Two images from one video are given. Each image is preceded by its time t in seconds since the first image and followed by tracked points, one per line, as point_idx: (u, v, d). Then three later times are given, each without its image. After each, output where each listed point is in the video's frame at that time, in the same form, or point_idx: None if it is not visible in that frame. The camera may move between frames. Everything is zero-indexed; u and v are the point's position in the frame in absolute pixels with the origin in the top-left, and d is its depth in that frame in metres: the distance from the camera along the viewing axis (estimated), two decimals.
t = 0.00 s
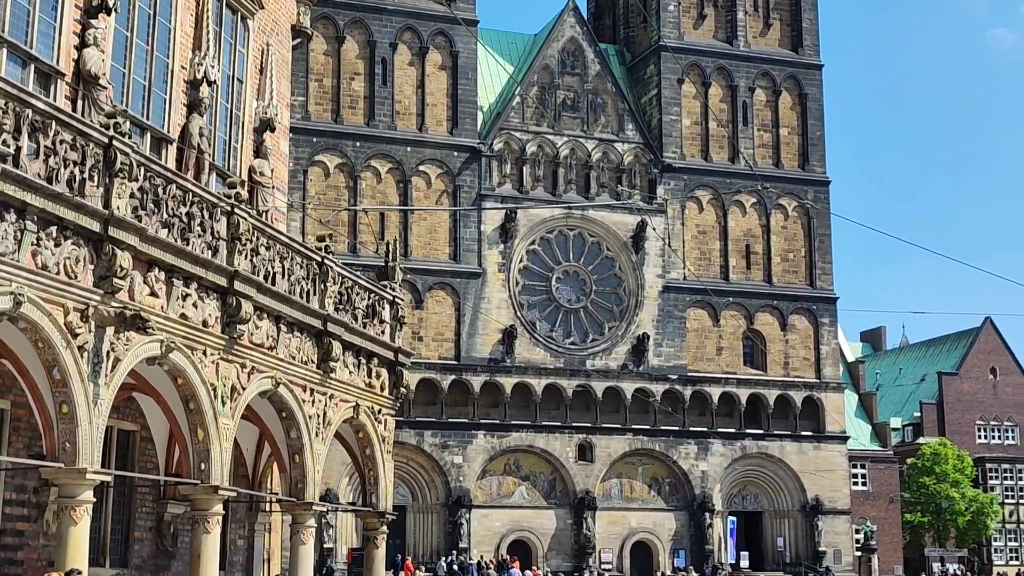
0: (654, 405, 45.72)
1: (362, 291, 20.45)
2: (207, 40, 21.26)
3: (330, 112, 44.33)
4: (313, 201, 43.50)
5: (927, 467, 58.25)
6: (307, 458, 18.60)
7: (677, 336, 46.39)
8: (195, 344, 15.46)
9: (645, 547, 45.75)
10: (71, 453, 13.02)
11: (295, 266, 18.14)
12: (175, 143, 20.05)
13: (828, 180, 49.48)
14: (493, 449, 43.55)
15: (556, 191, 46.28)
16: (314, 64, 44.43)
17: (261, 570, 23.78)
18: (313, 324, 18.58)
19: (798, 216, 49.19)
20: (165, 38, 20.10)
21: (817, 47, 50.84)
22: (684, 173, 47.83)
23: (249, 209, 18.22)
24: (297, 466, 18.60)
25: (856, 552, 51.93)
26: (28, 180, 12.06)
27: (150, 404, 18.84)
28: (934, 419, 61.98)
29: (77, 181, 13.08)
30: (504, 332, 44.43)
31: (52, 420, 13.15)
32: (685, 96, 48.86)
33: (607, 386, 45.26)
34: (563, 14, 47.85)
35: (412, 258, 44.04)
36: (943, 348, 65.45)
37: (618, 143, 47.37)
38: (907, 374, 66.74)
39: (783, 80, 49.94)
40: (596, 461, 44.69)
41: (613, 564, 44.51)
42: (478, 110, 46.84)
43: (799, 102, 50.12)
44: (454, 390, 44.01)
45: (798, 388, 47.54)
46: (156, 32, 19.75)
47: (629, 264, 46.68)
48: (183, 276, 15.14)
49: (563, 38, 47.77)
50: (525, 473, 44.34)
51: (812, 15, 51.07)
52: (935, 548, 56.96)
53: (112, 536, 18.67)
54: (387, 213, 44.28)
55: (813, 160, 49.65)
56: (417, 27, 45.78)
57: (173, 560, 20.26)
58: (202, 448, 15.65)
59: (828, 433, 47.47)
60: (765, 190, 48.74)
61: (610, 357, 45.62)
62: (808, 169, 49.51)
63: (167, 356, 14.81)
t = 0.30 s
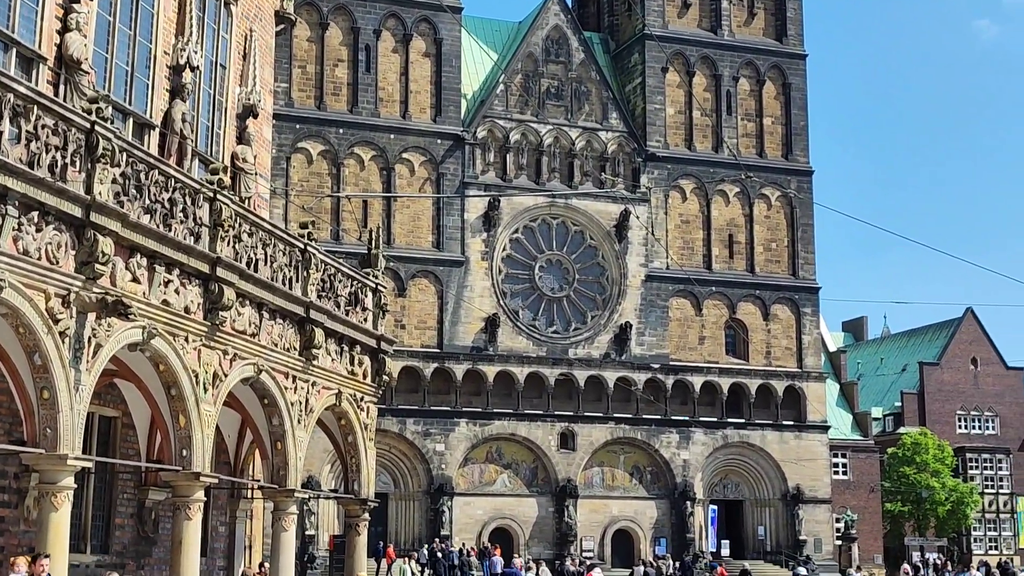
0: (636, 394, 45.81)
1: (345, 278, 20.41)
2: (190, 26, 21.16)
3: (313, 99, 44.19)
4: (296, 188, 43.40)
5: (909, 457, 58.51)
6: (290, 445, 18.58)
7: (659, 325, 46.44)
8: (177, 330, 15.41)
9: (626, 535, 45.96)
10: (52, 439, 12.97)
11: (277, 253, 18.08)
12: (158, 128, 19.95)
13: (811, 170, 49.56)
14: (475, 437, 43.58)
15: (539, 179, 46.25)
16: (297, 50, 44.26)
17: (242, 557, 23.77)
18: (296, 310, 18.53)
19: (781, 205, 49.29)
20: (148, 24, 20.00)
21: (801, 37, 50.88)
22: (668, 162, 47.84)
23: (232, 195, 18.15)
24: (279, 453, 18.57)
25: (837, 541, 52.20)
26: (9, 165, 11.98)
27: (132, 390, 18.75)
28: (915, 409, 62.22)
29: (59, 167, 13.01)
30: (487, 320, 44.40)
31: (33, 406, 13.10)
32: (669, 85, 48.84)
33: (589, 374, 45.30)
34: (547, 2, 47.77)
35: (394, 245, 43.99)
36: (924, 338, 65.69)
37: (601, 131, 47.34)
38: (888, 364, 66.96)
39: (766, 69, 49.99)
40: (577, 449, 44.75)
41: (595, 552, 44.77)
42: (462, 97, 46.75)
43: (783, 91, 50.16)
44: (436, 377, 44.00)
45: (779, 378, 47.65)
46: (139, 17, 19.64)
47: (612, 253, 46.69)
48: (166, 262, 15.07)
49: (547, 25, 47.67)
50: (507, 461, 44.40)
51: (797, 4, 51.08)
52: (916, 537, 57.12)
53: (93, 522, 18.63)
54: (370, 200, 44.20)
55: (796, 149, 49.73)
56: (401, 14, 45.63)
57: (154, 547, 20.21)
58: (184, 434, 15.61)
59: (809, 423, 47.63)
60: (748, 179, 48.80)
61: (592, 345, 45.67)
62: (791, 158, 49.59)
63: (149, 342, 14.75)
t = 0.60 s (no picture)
0: (622, 388, 45.89)
1: (331, 271, 20.40)
2: (178, 17, 21.09)
3: (300, 91, 44.12)
4: (283, 180, 43.35)
5: (892, 452, 58.66)
6: (275, 437, 18.54)
7: (646, 320, 46.48)
8: (163, 322, 15.39)
9: (611, 528, 46.05)
10: (37, 431, 12.95)
11: (263, 245, 18.06)
12: (144, 120, 19.90)
13: (798, 165, 49.64)
14: (460, 430, 43.60)
15: (526, 172, 46.26)
16: (284, 42, 44.18)
17: (227, 549, 23.75)
18: (282, 303, 18.50)
19: (768, 200, 49.37)
20: (136, 15, 19.93)
21: (788, 32, 50.94)
22: (655, 157, 47.86)
23: (218, 187, 18.11)
24: (264, 445, 18.55)
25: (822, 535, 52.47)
26: None
27: (117, 382, 18.70)
28: (900, 404, 62.41)
29: (45, 157, 12.98)
30: (474, 313, 44.39)
31: (17, 397, 13.06)
32: (657, 80, 48.85)
33: (575, 368, 45.34)
34: None
35: (381, 238, 43.96)
36: (909, 334, 65.89)
37: (589, 125, 47.33)
38: (873, 359, 67.15)
39: (753, 64, 50.06)
40: (563, 443, 44.80)
41: (580, 546, 44.62)
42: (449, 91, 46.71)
43: (770, 86, 50.24)
44: (422, 370, 44.00)
45: (765, 372, 47.77)
46: (126, 7, 19.58)
47: (599, 247, 46.72)
48: (151, 254, 15.05)
49: (535, 19, 47.64)
50: (492, 454, 44.44)
51: None
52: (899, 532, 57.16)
53: (78, 514, 18.60)
54: (357, 192, 44.14)
55: (782, 145, 49.81)
56: (388, 7, 45.56)
57: (139, 539, 20.18)
58: (169, 427, 15.58)
59: (794, 417, 47.75)
60: (735, 174, 48.86)
61: (578, 339, 45.71)
62: (777, 154, 49.66)
63: (134, 334, 14.72)
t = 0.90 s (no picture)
0: (612, 387, 45.90)
1: (321, 269, 20.38)
2: (169, 14, 21.04)
3: (291, 88, 44.08)
4: (274, 177, 43.32)
5: (881, 452, 58.74)
6: (265, 435, 18.50)
7: (636, 319, 46.51)
8: (153, 319, 15.37)
9: (601, 527, 46.06)
10: (26, 428, 12.92)
11: (254, 242, 18.04)
12: (135, 117, 19.86)
13: (788, 165, 49.70)
14: (450, 429, 43.59)
15: (517, 171, 46.26)
16: (276, 39, 44.13)
17: (216, 547, 23.73)
18: (272, 301, 18.48)
19: (758, 200, 49.43)
20: (126, 11, 19.89)
21: (779, 32, 51.02)
22: (646, 156, 47.88)
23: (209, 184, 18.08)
24: (254, 443, 18.52)
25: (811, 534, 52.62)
26: None
27: (107, 378, 18.66)
28: (889, 405, 62.52)
29: (35, 153, 12.94)
30: (464, 312, 44.38)
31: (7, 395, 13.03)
32: (648, 79, 48.88)
33: (565, 367, 45.33)
34: None
35: (372, 236, 43.90)
36: (899, 334, 66.01)
37: (580, 125, 47.35)
38: (862, 360, 67.26)
39: (744, 65, 50.13)
40: (553, 442, 44.82)
41: (569, 545, 44.73)
42: (441, 89, 46.68)
43: (761, 87, 50.31)
44: (413, 368, 43.98)
45: (755, 372, 47.81)
46: (117, 4, 19.54)
47: (589, 246, 46.74)
48: (142, 251, 15.01)
49: (527, 18, 47.64)
50: (482, 453, 44.40)
51: None
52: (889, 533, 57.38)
53: (67, 511, 18.58)
54: (348, 190, 44.10)
55: (773, 145, 49.87)
56: (380, 4, 45.51)
57: (128, 536, 20.15)
58: (159, 424, 15.54)
59: (783, 417, 47.82)
60: (726, 173, 48.92)
61: (568, 338, 45.72)
62: (768, 154, 49.74)
63: (124, 331, 14.69)
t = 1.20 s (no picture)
0: (605, 392, 45.88)
1: (315, 272, 20.37)
2: (164, 16, 21.03)
3: (286, 91, 44.07)
4: (268, 180, 43.29)
5: (874, 457, 58.78)
6: (258, 438, 18.48)
7: (629, 323, 46.53)
8: (147, 322, 15.35)
9: (594, 532, 46.05)
10: (19, 430, 12.90)
11: (248, 245, 18.02)
12: (130, 119, 19.85)
13: (782, 170, 49.75)
14: (443, 433, 43.58)
15: (511, 175, 46.28)
16: (270, 42, 44.13)
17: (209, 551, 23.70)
18: (265, 304, 18.48)
19: (752, 205, 49.49)
20: (121, 13, 19.87)
21: (774, 38, 51.07)
22: (640, 161, 47.93)
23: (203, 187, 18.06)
24: (247, 446, 18.49)
25: (803, 540, 52.64)
26: None
27: (100, 381, 18.63)
28: (883, 410, 62.55)
29: (29, 155, 12.94)
30: (458, 315, 44.37)
31: None
32: (642, 84, 48.92)
33: (559, 371, 45.34)
34: None
35: (366, 240, 43.90)
36: (892, 339, 66.08)
37: (574, 129, 47.39)
38: (856, 364, 67.30)
39: (739, 70, 50.18)
40: (546, 446, 44.80)
41: (561, 549, 44.65)
42: (435, 93, 46.68)
43: (755, 91, 50.37)
44: (406, 372, 43.96)
45: (748, 377, 47.82)
46: (112, 6, 19.51)
47: (583, 250, 46.76)
48: (136, 254, 15.00)
49: (521, 22, 47.66)
50: (475, 457, 44.40)
51: (771, 5, 51.26)
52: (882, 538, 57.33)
53: (59, 514, 18.55)
54: (342, 193, 44.08)
55: (767, 150, 49.94)
56: (375, 8, 45.53)
57: (121, 539, 20.11)
58: (152, 427, 15.52)
59: (777, 422, 47.84)
60: (720, 178, 48.96)
61: (562, 342, 45.72)
62: (762, 159, 49.80)
63: (118, 333, 14.67)
